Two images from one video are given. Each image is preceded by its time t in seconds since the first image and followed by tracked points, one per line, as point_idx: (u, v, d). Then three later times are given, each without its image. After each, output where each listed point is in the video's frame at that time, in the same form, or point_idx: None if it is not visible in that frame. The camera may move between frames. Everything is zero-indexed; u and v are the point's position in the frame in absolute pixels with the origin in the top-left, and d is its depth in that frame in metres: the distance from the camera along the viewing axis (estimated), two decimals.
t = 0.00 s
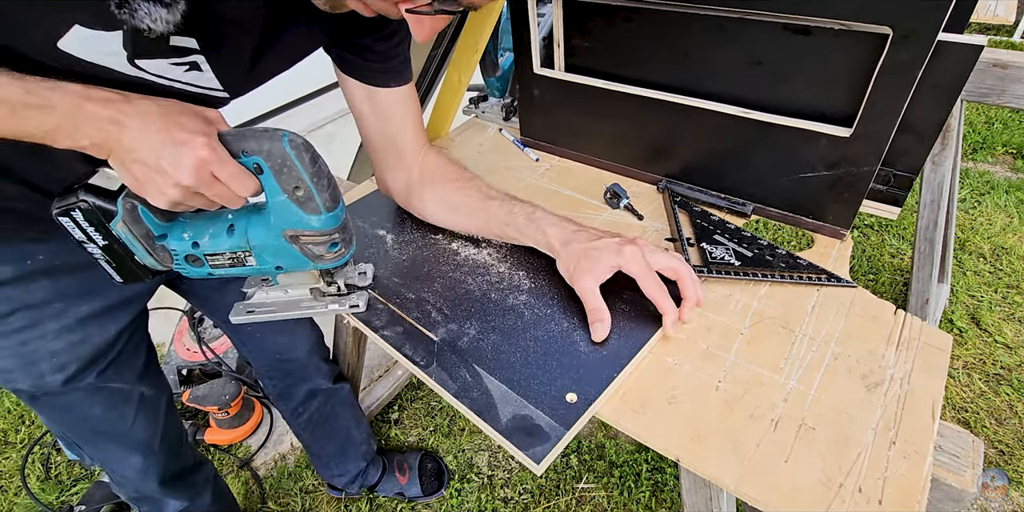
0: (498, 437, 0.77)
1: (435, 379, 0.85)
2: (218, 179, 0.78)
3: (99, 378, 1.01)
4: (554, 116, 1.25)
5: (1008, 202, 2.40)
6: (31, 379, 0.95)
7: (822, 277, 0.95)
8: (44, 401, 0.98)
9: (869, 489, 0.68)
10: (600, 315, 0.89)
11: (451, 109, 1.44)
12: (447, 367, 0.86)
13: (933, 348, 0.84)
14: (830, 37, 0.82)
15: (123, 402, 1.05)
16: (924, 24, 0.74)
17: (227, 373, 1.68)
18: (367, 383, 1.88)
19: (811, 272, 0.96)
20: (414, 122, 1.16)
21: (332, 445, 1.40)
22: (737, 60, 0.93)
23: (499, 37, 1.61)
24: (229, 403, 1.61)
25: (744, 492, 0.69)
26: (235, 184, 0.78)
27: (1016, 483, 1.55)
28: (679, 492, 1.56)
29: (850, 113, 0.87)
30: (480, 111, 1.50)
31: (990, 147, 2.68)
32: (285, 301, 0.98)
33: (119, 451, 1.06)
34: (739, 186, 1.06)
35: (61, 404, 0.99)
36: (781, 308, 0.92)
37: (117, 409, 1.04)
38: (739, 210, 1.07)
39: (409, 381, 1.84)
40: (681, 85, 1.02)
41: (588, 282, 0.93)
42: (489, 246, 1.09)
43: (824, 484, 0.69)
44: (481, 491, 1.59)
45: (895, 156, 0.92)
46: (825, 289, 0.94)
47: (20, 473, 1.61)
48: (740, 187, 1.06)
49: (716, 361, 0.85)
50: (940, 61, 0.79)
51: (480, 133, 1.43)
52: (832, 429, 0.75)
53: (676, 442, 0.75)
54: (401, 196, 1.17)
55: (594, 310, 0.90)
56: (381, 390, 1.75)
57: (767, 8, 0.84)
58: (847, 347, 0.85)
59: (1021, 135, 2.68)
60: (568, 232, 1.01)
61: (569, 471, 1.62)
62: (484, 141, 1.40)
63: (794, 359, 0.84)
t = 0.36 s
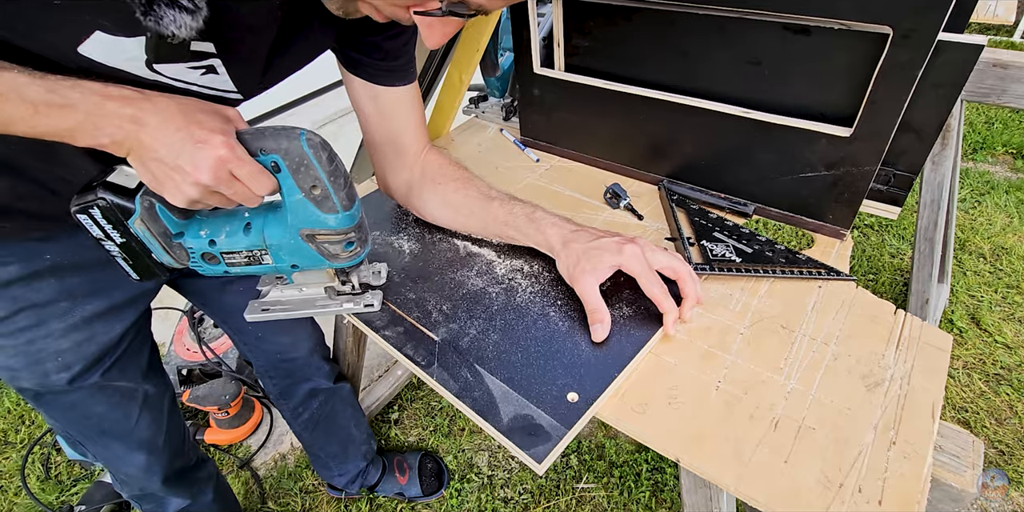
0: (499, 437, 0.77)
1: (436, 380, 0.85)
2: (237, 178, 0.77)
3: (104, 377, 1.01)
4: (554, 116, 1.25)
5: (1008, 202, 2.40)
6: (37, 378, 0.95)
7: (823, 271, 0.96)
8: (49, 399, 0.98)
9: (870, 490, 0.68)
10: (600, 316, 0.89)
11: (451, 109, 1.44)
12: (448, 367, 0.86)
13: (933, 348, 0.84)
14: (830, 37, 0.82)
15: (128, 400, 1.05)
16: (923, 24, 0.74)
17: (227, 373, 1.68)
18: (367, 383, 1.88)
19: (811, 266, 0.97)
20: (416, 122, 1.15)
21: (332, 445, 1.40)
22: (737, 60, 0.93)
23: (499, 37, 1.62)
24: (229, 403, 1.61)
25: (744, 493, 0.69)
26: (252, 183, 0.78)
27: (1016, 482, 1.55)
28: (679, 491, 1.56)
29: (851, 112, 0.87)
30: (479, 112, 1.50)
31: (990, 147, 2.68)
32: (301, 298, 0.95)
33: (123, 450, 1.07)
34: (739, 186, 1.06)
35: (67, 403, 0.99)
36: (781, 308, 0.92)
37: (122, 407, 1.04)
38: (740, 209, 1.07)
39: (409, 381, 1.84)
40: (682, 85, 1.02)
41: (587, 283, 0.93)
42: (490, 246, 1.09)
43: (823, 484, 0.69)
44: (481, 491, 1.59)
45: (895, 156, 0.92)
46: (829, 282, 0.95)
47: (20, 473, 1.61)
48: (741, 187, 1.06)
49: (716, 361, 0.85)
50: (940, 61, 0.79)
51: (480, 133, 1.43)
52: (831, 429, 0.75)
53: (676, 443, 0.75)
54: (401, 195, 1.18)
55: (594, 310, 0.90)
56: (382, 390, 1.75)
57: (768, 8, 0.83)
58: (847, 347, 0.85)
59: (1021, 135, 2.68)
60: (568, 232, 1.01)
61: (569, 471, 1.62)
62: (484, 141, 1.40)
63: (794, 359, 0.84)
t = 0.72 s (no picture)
0: (499, 436, 0.77)
1: (436, 380, 0.85)
2: (247, 181, 0.77)
3: (104, 377, 1.01)
4: (554, 117, 1.25)
5: (1008, 202, 2.40)
6: (36, 380, 0.94)
7: (822, 266, 0.97)
8: (49, 401, 0.98)
9: (870, 490, 0.68)
10: (598, 317, 0.89)
11: (451, 110, 1.44)
12: (449, 367, 0.86)
13: (933, 349, 0.84)
14: (830, 38, 0.82)
15: (128, 401, 1.05)
16: (923, 25, 0.74)
17: (227, 373, 1.68)
18: (367, 383, 1.88)
19: (809, 262, 0.98)
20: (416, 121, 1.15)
21: (332, 445, 1.40)
22: (738, 61, 0.93)
23: (499, 38, 1.62)
24: (229, 403, 1.61)
25: (744, 492, 0.69)
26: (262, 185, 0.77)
27: (1016, 483, 1.55)
28: (679, 492, 1.56)
29: (850, 113, 0.87)
30: (479, 112, 1.50)
31: (990, 147, 2.68)
32: (312, 298, 0.96)
33: (123, 451, 1.07)
34: (739, 187, 1.06)
35: (67, 404, 0.99)
36: (781, 307, 0.92)
37: (122, 408, 1.04)
38: (740, 210, 1.07)
39: (409, 381, 1.84)
40: (682, 86, 1.02)
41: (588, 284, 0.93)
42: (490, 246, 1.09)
43: (823, 485, 0.69)
44: (481, 491, 1.59)
45: (894, 157, 0.92)
46: (831, 276, 0.96)
47: (20, 473, 1.61)
48: (741, 187, 1.06)
49: (716, 361, 0.85)
50: (939, 62, 0.79)
51: (480, 133, 1.43)
52: (831, 429, 0.75)
53: (677, 444, 0.75)
54: (401, 193, 1.18)
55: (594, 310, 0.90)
56: (381, 390, 1.75)
57: (768, 8, 0.83)
58: (847, 347, 0.85)
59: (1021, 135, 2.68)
60: (569, 233, 1.01)
61: (569, 471, 1.62)
62: (484, 141, 1.40)
63: (794, 360, 0.84)
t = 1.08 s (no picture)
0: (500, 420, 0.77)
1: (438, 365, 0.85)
2: None
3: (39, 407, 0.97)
4: (553, 120, 1.25)
5: (1008, 202, 2.40)
6: None
7: (821, 269, 0.97)
8: None
9: (871, 487, 0.68)
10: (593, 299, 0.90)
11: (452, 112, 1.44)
12: (451, 353, 0.87)
13: (932, 350, 0.84)
14: (828, 45, 0.83)
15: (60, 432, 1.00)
16: (920, 33, 0.74)
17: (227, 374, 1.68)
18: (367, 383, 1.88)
19: (808, 265, 0.98)
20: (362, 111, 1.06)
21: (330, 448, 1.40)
22: (736, 67, 0.93)
23: (499, 41, 1.63)
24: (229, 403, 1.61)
25: (744, 486, 0.69)
26: (64, 305, 0.48)
27: (1016, 482, 1.55)
28: (679, 491, 1.57)
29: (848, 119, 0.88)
30: (479, 115, 1.50)
31: (990, 147, 2.68)
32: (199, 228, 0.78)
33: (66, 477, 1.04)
34: (737, 190, 1.06)
35: None
36: (781, 308, 0.92)
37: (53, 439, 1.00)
38: (740, 214, 1.07)
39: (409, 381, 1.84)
40: (681, 91, 1.02)
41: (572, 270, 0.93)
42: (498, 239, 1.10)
43: (825, 482, 0.69)
44: (481, 491, 1.59)
45: (893, 161, 0.92)
46: (829, 280, 0.96)
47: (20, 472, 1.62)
48: (740, 191, 1.06)
49: (716, 359, 0.85)
50: (936, 69, 0.79)
51: (480, 135, 1.44)
52: (833, 426, 0.75)
53: (680, 437, 0.75)
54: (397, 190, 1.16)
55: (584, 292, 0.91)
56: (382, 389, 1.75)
57: (766, 15, 0.84)
58: (847, 348, 0.85)
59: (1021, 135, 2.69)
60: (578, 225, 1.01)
61: (570, 471, 1.62)
62: (483, 144, 1.40)
63: (794, 359, 0.84)
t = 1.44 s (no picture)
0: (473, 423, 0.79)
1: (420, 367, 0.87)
2: None
3: None
4: (553, 120, 1.25)
5: (1008, 202, 2.40)
6: None
7: (822, 268, 0.97)
8: None
9: (871, 488, 0.68)
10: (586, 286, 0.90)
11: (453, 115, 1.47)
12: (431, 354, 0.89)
13: (932, 350, 0.84)
14: (828, 44, 0.83)
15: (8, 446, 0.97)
16: (921, 32, 0.74)
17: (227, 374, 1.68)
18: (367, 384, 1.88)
19: (809, 265, 0.98)
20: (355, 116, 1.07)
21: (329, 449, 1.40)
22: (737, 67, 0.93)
23: (499, 41, 1.63)
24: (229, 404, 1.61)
25: (744, 488, 0.69)
26: None
27: (1016, 482, 1.55)
28: (679, 491, 1.57)
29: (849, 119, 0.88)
30: (479, 114, 1.50)
31: (990, 147, 2.68)
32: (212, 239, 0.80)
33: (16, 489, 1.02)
34: (738, 190, 1.06)
35: None
36: (781, 308, 0.92)
37: None
38: (740, 213, 1.07)
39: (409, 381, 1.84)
40: (681, 90, 1.02)
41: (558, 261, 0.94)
42: (480, 236, 1.10)
43: (825, 482, 0.69)
44: (482, 491, 1.59)
45: (894, 160, 0.92)
46: (829, 279, 0.96)
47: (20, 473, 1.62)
48: (740, 191, 1.06)
49: (716, 360, 0.85)
50: (937, 68, 0.79)
51: (479, 135, 1.43)
52: (833, 427, 0.75)
53: (677, 438, 0.75)
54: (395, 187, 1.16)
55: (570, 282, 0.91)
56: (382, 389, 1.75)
57: (768, 14, 0.84)
58: (847, 348, 0.85)
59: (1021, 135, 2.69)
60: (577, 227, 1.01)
61: (569, 471, 1.62)
62: (483, 144, 1.40)
63: (794, 360, 0.84)
